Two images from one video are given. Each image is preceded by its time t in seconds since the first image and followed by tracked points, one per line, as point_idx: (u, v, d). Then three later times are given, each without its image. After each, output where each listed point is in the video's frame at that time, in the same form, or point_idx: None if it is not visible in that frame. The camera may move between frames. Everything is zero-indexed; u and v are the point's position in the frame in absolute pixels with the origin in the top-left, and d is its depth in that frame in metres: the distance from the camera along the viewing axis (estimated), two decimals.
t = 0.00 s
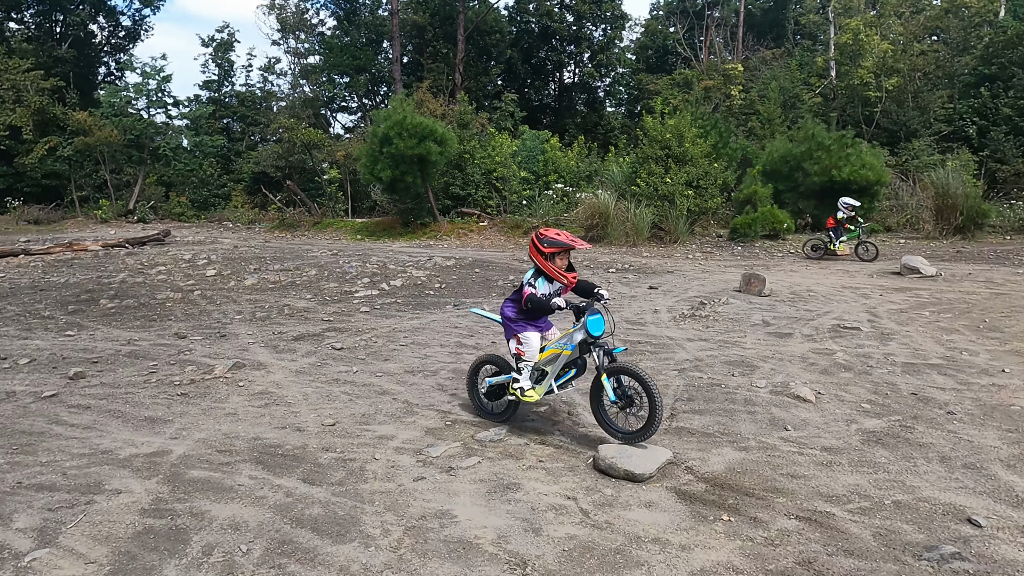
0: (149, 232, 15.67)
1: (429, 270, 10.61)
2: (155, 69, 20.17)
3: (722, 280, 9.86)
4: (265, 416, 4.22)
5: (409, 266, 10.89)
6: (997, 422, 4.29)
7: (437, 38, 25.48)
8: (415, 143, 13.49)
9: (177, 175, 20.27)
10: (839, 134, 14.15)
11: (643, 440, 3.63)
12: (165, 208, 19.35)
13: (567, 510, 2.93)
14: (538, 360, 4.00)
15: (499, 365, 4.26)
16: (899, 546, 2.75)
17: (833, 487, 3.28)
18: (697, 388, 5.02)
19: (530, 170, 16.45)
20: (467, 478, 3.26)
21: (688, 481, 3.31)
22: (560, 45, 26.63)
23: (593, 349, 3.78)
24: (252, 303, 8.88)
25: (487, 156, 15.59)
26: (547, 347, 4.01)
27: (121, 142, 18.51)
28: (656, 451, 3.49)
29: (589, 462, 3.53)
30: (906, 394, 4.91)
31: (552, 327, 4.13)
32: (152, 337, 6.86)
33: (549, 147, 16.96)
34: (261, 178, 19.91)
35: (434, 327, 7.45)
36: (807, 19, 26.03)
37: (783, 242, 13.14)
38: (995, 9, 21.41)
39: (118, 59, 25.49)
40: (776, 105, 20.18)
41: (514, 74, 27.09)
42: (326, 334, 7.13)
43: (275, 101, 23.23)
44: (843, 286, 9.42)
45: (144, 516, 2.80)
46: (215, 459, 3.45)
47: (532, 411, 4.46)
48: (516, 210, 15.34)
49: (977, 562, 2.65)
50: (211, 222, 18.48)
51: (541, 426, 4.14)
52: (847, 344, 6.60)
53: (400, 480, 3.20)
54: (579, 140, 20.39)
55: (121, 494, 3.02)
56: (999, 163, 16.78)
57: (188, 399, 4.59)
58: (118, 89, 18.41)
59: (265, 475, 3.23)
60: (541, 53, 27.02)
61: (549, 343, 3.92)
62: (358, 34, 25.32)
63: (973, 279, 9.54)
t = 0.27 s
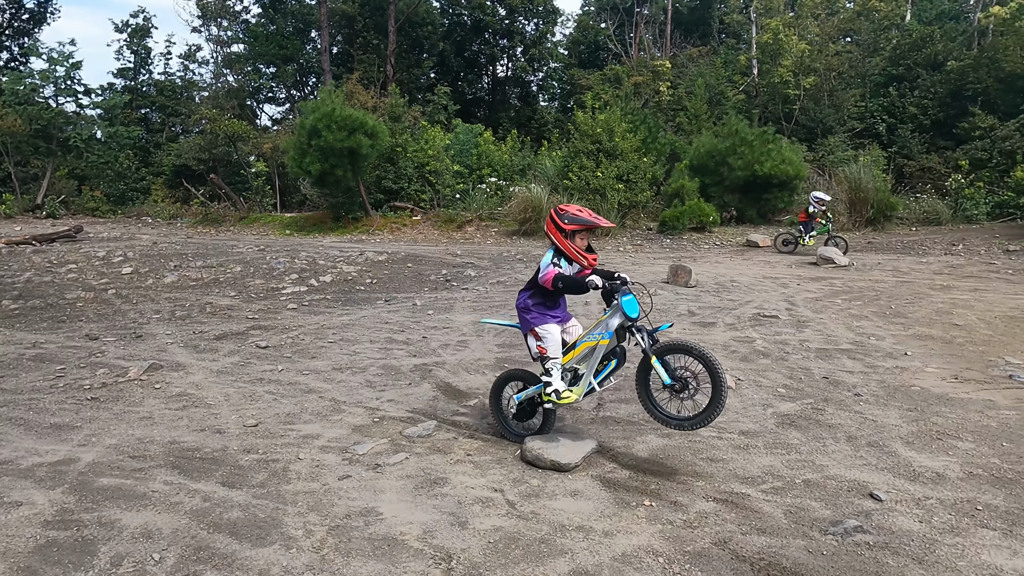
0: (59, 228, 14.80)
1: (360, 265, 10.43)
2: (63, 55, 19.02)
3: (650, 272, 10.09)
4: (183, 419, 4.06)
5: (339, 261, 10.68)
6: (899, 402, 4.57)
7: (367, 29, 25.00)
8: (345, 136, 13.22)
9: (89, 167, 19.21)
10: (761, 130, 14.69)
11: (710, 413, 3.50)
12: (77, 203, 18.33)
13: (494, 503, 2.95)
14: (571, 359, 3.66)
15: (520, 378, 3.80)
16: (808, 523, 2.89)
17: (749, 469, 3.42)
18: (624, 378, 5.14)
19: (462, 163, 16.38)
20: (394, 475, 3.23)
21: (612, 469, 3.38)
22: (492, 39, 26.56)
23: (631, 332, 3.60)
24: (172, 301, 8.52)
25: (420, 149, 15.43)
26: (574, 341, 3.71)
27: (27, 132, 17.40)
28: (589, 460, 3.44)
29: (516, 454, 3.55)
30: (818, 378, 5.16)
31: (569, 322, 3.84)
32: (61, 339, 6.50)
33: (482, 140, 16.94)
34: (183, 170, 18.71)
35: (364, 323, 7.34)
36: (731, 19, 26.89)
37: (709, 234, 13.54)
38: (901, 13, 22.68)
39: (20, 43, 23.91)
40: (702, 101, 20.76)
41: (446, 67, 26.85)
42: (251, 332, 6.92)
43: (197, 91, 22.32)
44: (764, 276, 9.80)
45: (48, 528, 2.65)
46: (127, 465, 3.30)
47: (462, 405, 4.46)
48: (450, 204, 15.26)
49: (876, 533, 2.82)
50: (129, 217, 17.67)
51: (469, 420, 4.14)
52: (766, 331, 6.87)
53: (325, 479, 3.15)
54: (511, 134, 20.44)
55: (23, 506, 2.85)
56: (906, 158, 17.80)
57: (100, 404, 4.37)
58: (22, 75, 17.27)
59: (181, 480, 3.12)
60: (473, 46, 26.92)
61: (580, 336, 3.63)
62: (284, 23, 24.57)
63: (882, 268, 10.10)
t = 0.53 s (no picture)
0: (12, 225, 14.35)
1: (327, 262, 10.32)
2: (17, 46, 18.42)
3: (618, 268, 10.16)
4: (141, 420, 3.98)
5: (306, 258, 10.54)
6: (856, 394, 4.68)
7: (335, 22, 24.68)
8: (312, 131, 13.05)
9: (45, 162, 18.67)
10: (727, 127, 14.89)
11: (845, 498, 2.77)
12: (34, 198, 17.81)
13: (457, 499, 2.95)
14: (679, 399, 3.13)
15: (611, 399, 3.34)
16: (766, 513, 2.95)
17: (710, 462, 3.47)
18: (590, 373, 5.18)
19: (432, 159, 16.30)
20: (357, 474, 3.21)
21: (575, 464, 3.40)
22: (462, 34, 26.34)
23: (767, 391, 2.97)
24: (132, 299, 8.33)
25: (388, 145, 15.30)
26: (691, 379, 3.16)
27: None
28: (548, 437, 3.55)
29: (481, 450, 3.56)
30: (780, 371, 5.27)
31: (689, 352, 3.30)
32: (15, 340, 6.32)
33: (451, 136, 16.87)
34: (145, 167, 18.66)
35: (330, 320, 7.27)
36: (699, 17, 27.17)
37: (676, 230, 13.68)
38: (862, 14, 23.14)
39: None
40: (669, 99, 20.95)
41: (416, 62, 26.61)
42: (214, 330, 6.81)
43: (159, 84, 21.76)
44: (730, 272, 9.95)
45: None
46: (81, 468, 3.23)
47: (428, 402, 4.44)
48: (419, 199, 15.18)
49: (831, 523, 2.90)
50: (90, 212, 17.33)
51: (435, 417, 4.13)
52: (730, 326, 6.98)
53: (287, 479, 3.11)
54: (481, 130, 20.39)
55: None
56: (867, 156, 18.21)
57: (54, 405, 4.26)
58: None
59: (138, 482, 3.05)
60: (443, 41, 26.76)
61: (700, 377, 3.08)
62: (249, 16, 24.13)
63: (843, 263, 10.32)
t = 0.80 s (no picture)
0: (21, 222, 14.43)
1: (333, 261, 10.34)
2: (26, 44, 18.53)
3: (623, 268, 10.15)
4: (147, 417, 4.00)
5: (312, 256, 10.57)
6: (862, 395, 4.67)
7: (342, 21, 24.73)
8: (318, 130, 13.08)
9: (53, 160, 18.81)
10: (733, 126, 14.85)
11: None
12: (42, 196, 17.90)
13: (461, 498, 2.95)
14: (970, 452, 2.67)
15: (854, 437, 2.84)
16: (770, 514, 2.94)
17: (714, 462, 3.47)
18: (594, 372, 5.18)
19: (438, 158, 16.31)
20: (361, 471, 3.21)
21: (579, 463, 3.40)
22: (468, 33, 26.42)
23: None
24: (138, 297, 8.36)
25: (394, 143, 15.33)
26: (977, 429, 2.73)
27: None
28: (552, 437, 3.55)
29: (484, 449, 3.57)
30: (785, 372, 5.25)
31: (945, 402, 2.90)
32: (22, 337, 6.36)
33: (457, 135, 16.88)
34: (153, 165, 18.42)
35: (335, 318, 7.28)
36: (706, 16, 27.10)
37: (682, 230, 13.65)
38: (870, 13, 23.04)
39: None
40: (676, 98, 20.90)
41: (422, 61, 26.61)
42: (220, 328, 6.84)
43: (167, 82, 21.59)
44: (736, 272, 9.92)
45: (2, 530, 2.59)
46: (87, 464, 3.24)
47: (432, 401, 4.45)
48: (425, 198, 15.18)
49: (835, 524, 2.87)
50: (97, 211, 17.38)
51: (439, 415, 4.14)
52: (735, 326, 6.97)
53: (291, 476, 3.12)
54: (487, 129, 20.37)
55: None
56: (875, 156, 18.14)
57: (61, 402, 4.29)
58: None
59: (143, 479, 3.07)
60: (449, 39, 26.75)
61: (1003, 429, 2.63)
62: (256, 15, 24.21)
63: (849, 264, 10.28)
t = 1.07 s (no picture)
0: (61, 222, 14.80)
1: (362, 261, 10.43)
2: (65, 47, 19.03)
3: (653, 269, 10.06)
4: (188, 414, 4.06)
5: (343, 256, 10.67)
6: (904, 401, 4.57)
7: (370, 23, 24.93)
8: (348, 131, 13.20)
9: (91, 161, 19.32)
10: (764, 126, 14.65)
11: None
12: (80, 196, 18.36)
13: (500, 500, 2.95)
14: None
15: None
16: (814, 523, 2.89)
17: (754, 468, 3.41)
18: (628, 375, 5.14)
19: (466, 159, 16.35)
20: (400, 471, 3.23)
21: (617, 467, 3.37)
22: (495, 33, 26.51)
23: None
24: (175, 295, 8.52)
25: (423, 144, 15.42)
26: None
27: (29, 125, 17.46)
28: (587, 438, 3.56)
29: (521, 451, 3.56)
30: (823, 377, 5.15)
31: None
32: (65, 334, 6.51)
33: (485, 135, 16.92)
34: (186, 165, 19.00)
35: (367, 318, 7.33)
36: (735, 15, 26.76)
37: (712, 231, 13.50)
38: (906, 11, 22.58)
39: (21, 35, 23.91)
40: (705, 98, 20.70)
41: (450, 61, 26.72)
42: (255, 326, 6.94)
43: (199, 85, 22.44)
44: (768, 274, 9.78)
45: (54, 523, 2.65)
46: (133, 460, 3.31)
47: (466, 402, 4.46)
48: (453, 199, 15.23)
49: (882, 534, 2.80)
50: (133, 211, 17.74)
51: (474, 417, 4.14)
52: (770, 329, 6.86)
53: (331, 475, 3.15)
54: (515, 129, 20.38)
55: (30, 500, 2.86)
56: (910, 156, 17.74)
57: (105, 398, 4.39)
58: (24, 68, 17.25)
59: (187, 475, 3.12)
60: (477, 40, 26.81)
61: None
62: (287, 17, 24.53)
63: (885, 267, 10.06)
